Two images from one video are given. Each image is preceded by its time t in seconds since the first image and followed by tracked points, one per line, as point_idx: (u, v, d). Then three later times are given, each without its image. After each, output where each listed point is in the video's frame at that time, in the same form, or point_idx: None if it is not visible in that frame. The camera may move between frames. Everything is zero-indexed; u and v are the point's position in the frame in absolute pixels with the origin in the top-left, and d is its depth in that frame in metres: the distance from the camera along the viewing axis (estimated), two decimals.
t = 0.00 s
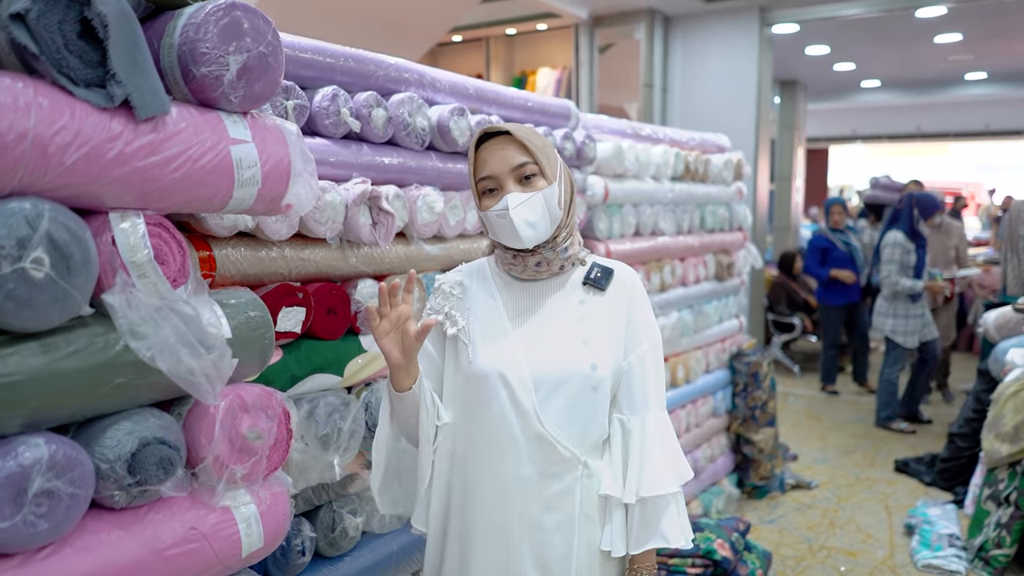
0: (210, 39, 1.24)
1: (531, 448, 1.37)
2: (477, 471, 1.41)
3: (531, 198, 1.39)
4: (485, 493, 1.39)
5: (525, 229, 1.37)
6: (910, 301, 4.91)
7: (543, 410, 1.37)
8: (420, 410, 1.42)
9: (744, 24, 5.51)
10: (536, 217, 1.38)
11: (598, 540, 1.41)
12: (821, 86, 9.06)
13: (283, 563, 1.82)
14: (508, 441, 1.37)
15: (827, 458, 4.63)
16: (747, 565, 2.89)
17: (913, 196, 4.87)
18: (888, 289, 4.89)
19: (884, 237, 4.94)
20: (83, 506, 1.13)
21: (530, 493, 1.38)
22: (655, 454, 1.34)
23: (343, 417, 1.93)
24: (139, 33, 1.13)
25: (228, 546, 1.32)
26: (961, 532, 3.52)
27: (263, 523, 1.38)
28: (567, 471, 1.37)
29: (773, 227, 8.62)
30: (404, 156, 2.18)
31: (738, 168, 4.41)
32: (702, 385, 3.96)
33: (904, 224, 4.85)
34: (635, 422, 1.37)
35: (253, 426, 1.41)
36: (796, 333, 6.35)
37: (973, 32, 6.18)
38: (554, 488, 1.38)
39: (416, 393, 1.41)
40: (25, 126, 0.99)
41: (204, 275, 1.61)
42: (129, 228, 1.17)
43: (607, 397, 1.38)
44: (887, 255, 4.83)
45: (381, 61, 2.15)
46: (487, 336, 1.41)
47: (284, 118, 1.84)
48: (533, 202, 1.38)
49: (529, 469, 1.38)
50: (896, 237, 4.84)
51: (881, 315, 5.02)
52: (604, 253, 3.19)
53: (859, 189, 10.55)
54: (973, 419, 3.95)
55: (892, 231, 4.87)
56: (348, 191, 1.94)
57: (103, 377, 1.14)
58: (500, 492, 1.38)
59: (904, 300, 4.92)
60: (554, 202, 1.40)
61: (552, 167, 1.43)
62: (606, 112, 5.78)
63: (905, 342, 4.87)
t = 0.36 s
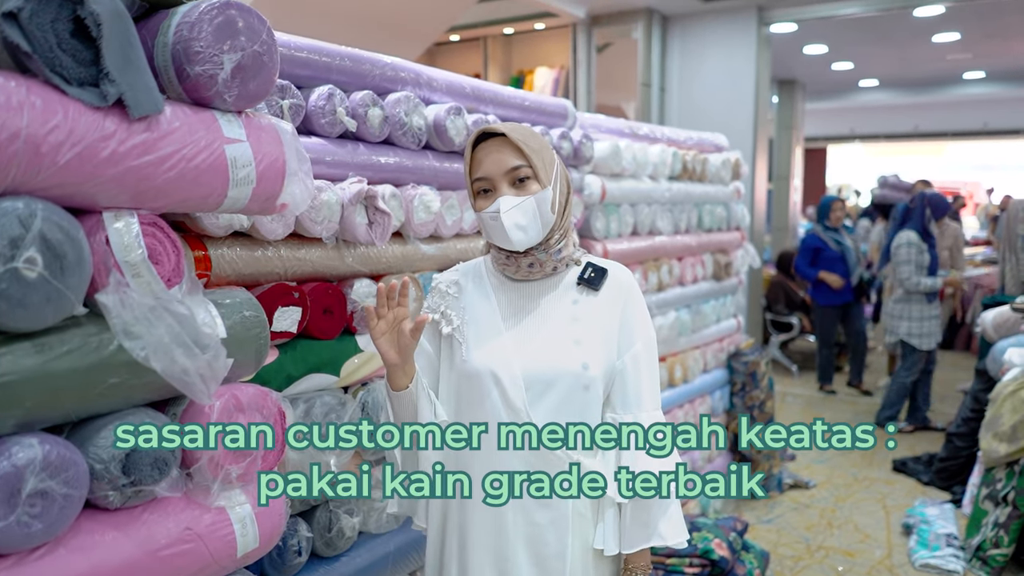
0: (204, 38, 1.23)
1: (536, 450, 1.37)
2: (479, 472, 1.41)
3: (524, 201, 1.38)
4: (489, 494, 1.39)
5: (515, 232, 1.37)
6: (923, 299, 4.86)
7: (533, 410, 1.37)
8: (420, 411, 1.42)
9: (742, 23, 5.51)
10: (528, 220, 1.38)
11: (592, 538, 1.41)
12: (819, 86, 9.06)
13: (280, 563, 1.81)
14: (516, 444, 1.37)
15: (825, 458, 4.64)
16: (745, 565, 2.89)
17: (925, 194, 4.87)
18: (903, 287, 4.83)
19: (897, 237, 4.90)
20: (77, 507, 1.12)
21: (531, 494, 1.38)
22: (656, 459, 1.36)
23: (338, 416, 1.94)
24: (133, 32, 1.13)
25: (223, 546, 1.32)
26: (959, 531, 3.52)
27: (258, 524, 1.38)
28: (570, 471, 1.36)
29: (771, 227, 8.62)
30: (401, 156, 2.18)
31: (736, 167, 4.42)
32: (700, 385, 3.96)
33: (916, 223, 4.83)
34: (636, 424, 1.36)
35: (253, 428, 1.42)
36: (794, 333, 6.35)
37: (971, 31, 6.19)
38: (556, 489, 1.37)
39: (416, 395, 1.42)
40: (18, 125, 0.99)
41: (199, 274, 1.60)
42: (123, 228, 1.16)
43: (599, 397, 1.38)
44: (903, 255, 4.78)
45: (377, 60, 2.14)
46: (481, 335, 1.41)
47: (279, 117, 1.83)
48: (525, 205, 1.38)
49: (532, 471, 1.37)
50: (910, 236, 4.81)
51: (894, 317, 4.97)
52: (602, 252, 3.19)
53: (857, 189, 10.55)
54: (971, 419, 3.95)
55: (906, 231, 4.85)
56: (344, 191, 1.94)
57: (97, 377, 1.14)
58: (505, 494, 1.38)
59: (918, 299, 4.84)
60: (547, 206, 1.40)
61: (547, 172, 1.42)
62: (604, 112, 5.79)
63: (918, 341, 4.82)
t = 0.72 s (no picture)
0: (205, 34, 1.23)
1: (536, 450, 1.37)
2: (478, 472, 1.41)
3: (523, 198, 1.38)
4: (489, 494, 1.39)
5: (514, 229, 1.37)
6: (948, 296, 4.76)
7: (527, 405, 1.37)
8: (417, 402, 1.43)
9: (745, 19, 5.49)
10: (527, 217, 1.38)
11: (588, 537, 1.40)
12: (823, 81, 9.03)
13: (282, 559, 1.81)
14: (515, 444, 1.37)
15: (828, 454, 4.63)
16: (748, 561, 2.90)
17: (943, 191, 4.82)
18: (928, 284, 4.73)
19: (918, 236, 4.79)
20: (80, 503, 1.12)
21: (531, 493, 1.37)
22: (658, 458, 1.33)
23: (340, 413, 1.94)
24: (134, 28, 1.13)
25: (226, 542, 1.32)
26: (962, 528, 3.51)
27: (260, 520, 1.38)
28: (570, 471, 1.36)
29: (774, 223, 8.60)
30: (403, 152, 2.18)
31: (739, 164, 4.41)
32: (703, 381, 3.96)
33: (935, 220, 4.75)
34: (636, 423, 1.35)
35: (253, 428, 1.41)
36: (798, 329, 6.32)
37: (975, 26, 6.16)
38: (556, 490, 1.37)
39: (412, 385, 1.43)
40: (19, 121, 0.99)
41: (201, 270, 1.60)
42: (125, 224, 1.16)
43: (596, 393, 1.37)
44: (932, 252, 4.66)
45: (379, 56, 2.14)
46: (479, 331, 1.41)
47: (281, 113, 1.83)
48: (524, 201, 1.38)
49: (532, 471, 1.37)
50: (932, 233, 4.74)
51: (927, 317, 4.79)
52: (604, 249, 3.18)
53: (860, 185, 10.53)
54: (975, 415, 3.95)
55: (927, 228, 4.75)
56: (346, 187, 1.93)
57: (99, 373, 1.14)
58: (505, 494, 1.38)
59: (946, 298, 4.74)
60: (547, 204, 1.40)
61: (549, 169, 1.42)
62: (607, 108, 5.78)
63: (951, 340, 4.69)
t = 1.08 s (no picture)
0: (212, 40, 1.24)
1: (536, 450, 1.37)
2: (478, 472, 1.41)
3: (528, 201, 1.39)
4: (489, 494, 1.39)
5: (515, 231, 1.38)
6: (984, 297, 4.70)
7: (523, 412, 1.37)
8: (379, 362, 1.44)
9: (751, 17, 5.48)
10: (529, 220, 1.38)
11: (582, 544, 1.41)
12: (829, 79, 8.99)
13: (289, 560, 1.83)
14: (516, 444, 1.37)
15: (835, 454, 4.62)
16: (755, 561, 2.90)
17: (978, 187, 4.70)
18: (969, 285, 4.63)
19: (958, 234, 4.66)
20: (89, 505, 1.13)
21: (531, 494, 1.38)
22: (657, 459, 1.33)
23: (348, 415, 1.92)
24: (141, 34, 1.13)
25: (234, 544, 1.33)
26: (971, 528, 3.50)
27: (267, 522, 1.39)
28: (570, 471, 1.37)
29: (781, 221, 8.58)
30: (408, 154, 2.18)
31: (745, 163, 4.40)
32: (710, 381, 3.95)
33: (976, 218, 4.61)
34: (636, 423, 1.35)
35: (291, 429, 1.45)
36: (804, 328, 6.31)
37: (983, 23, 6.14)
38: (556, 490, 1.38)
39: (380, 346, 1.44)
40: (28, 128, 1.00)
41: (208, 273, 1.61)
42: (133, 228, 1.17)
43: (594, 400, 1.37)
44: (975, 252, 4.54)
45: (385, 58, 2.15)
46: (475, 333, 1.42)
47: (286, 116, 1.84)
48: (527, 204, 1.38)
49: (532, 471, 1.37)
50: (978, 232, 4.59)
51: (956, 319, 4.71)
52: (610, 249, 3.19)
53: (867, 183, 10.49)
54: (983, 414, 3.93)
55: (969, 226, 4.61)
56: (352, 189, 1.94)
57: (108, 377, 1.15)
58: (506, 494, 1.39)
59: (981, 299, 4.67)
60: (551, 207, 1.41)
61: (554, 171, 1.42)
62: (612, 107, 5.78)
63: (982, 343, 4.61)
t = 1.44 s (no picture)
0: (214, 38, 1.24)
1: (536, 450, 1.37)
2: (478, 472, 1.41)
3: (528, 200, 1.38)
4: (489, 494, 1.39)
5: (515, 232, 1.37)
6: (984, 297, 4.68)
7: (522, 417, 1.37)
8: (375, 376, 1.41)
9: (753, 16, 5.47)
10: (530, 222, 1.38)
11: (581, 549, 1.41)
12: (831, 78, 8.97)
13: (291, 559, 1.82)
14: (516, 444, 1.37)
15: (836, 453, 4.62)
16: (756, 561, 2.90)
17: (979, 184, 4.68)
18: (969, 285, 4.62)
19: (957, 234, 4.66)
20: (91, 505, 1.13)
21: (531, 494, 1.37)
22: (657, 459, 1.33)
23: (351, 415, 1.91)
24: (143, 32, 1.13)
25: (235, 544, 1.32)
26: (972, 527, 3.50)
27: (269, 522, 1.39)
28: (570, 471, 1.37)
29: (782, 220, 8.57)
30: (411, 152, 2.18)
31: (747, 162, 4.39)
32: (711, 380, 3.95)
33: (977, 216, 4.59)
34: (637, 423, 1.35)
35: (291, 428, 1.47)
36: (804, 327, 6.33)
37: (986, 22, 6.12)
38: (556, 489, 1.38)
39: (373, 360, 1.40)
40: (30, 127, 1.00)
41: (210, 272, 1.60)
42: (135, 227, 1.16)
43: (595, 404, 1.37)
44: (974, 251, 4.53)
45: (387, 57, 2.14)
46: (473, 337, 1.41)
47: (289, 115, 1.83)
48: (527, 204, 1.38)
49: (532, 471, 1.37)
50: (978, 231, 4.58)
51: (956, 318, 4.70)
52: (611, 248, 3.19)
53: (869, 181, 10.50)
54: (985, 414, 3.93)
55: (968, 225, 4.60)
56: (354, 188, 1.94)
57: (110, 376, 1.14)
58: (506, 494, 1.39)
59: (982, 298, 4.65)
60: (551, 207, 1.40)
61: (554, 169, 1.42)
62: (614, 106, 5.77)
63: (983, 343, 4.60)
